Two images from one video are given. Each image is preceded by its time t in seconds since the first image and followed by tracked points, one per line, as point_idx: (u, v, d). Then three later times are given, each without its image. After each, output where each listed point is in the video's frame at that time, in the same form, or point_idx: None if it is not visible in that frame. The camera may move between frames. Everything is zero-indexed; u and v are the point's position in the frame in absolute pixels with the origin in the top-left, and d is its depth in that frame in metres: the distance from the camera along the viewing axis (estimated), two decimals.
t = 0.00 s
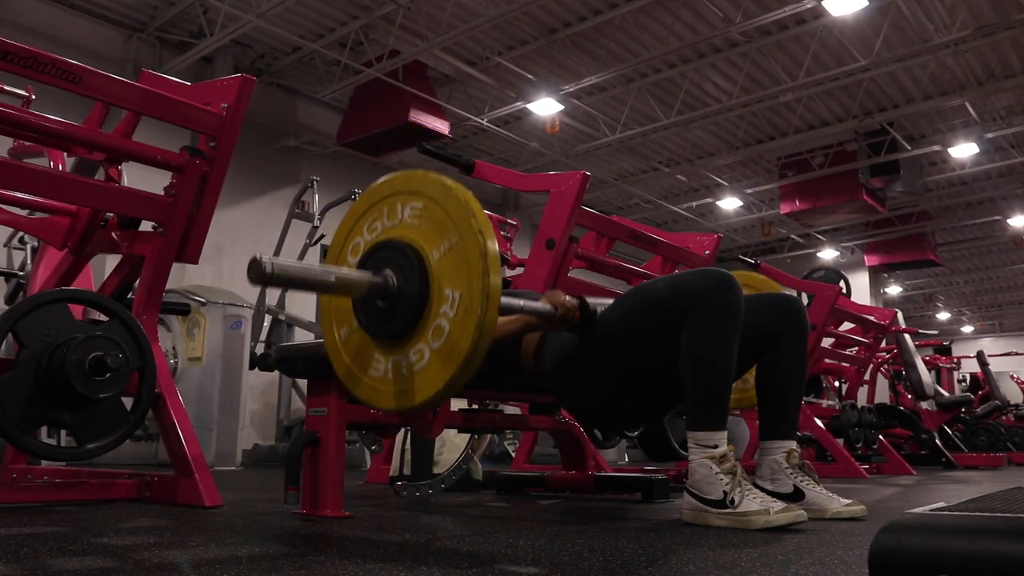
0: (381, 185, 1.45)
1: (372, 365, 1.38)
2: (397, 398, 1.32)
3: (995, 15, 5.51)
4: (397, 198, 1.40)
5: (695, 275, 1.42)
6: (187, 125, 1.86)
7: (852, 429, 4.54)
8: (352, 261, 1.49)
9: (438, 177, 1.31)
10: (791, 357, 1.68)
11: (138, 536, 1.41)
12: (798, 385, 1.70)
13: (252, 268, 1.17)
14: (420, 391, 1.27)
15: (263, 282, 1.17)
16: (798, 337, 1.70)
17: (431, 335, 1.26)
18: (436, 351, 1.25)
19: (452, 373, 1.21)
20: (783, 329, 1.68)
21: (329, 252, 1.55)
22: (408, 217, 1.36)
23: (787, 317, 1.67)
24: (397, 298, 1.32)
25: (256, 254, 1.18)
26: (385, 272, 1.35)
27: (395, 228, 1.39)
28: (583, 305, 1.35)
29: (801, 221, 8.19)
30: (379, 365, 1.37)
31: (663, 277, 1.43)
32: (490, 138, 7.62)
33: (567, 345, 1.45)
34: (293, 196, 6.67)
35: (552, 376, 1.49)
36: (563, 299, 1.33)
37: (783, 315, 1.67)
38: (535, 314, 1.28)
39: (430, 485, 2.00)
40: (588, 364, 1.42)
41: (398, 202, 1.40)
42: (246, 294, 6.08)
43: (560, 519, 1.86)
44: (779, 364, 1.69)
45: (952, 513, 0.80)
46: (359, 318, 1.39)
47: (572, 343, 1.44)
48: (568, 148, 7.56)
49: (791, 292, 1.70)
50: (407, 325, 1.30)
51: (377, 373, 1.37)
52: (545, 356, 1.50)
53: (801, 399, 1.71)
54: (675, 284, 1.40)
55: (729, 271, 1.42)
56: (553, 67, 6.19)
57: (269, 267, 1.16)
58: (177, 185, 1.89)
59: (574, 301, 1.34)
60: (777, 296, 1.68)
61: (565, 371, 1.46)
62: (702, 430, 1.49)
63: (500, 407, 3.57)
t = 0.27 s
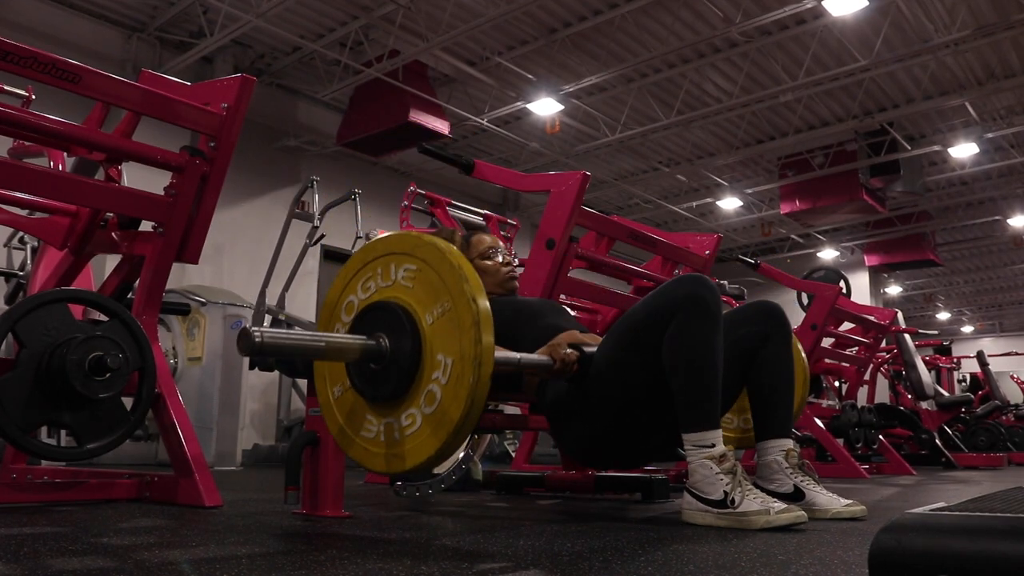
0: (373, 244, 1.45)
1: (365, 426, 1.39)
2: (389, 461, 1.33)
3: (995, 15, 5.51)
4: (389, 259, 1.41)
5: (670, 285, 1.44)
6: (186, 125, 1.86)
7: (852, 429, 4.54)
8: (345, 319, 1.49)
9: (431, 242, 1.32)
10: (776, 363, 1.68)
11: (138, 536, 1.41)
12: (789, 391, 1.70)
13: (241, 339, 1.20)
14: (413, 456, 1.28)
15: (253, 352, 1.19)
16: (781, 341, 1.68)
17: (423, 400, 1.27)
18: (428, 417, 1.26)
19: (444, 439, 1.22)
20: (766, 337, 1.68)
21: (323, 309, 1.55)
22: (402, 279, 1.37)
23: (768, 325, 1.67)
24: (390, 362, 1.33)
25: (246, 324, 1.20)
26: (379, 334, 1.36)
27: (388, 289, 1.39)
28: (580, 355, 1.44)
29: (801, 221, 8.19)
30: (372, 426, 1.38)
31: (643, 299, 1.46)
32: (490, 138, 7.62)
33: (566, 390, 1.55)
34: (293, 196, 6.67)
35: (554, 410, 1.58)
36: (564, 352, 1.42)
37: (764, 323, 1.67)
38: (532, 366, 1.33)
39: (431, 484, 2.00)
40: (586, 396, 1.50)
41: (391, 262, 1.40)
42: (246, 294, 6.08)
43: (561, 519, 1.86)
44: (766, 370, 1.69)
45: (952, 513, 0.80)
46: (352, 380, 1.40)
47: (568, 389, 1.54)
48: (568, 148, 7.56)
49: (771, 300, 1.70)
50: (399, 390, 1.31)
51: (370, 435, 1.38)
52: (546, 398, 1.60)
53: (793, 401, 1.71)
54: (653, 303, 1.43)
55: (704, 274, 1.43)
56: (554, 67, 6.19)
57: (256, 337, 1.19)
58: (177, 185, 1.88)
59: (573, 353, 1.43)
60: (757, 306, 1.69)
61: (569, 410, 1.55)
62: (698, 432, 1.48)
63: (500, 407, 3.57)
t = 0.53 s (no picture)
0: (371, 259, 1.45)
1: (350, 438, 1.41)
2: (370, 476, 1.36)
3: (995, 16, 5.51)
4: (385, 276, 1.41)
5: (649, 293, 1.46)
6: (187, 125, 1.86)
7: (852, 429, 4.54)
8: (339, 330, 1.49)
9: (428, 267, 1.32)
10: (763, 365, 1.68)
11: (138, 536, 1.41)
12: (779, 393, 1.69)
13: (231, 353, 1.19)
14: (393, 474, 1.31)
15: (241, 368, 1.18)
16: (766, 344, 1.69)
17: (407, 422, 1.30)
18: (411, 439, 1.29)
19: (424, 462, 1.25)
20: (750, 341, 1.68)
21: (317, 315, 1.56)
22: (396, 298, 1.37)
23: (753, 328, 1.68)
24: (378, 379, 1.35)
25: (234, 338, 1.19)
26: (371, 351, 1.37)
27: (382, 306, 1.40)
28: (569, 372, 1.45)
29: (801, 221, 8.19)
30: (357, 439, 1.40)
31: (624, 310, 1.49)
32: (490, 138, 7.62)
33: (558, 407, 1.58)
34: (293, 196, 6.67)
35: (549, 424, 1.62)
36: (555, 371, 1.43)
37: (748, 326, 1.69)
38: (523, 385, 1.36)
39: (431, 484, 2.00)
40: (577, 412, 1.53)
41: (387, 279, 1.40)
42: (246, 294, 6.09)
43: (560, 519, 1.86)
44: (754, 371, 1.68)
45: (953, 513, 0.81)
46: (341, 392, 1.41)
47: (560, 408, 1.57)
48: (568, 147, 7.56)
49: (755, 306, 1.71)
50: (384, 409, 1.33)
51: (354, 448, 1.40)
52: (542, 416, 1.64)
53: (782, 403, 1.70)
54: (634, 312, 1.46)
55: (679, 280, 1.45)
56: (554, 67, 6.19)
57: (246, 352, 1.17)
58: (177, 185, 1.89)
59: (565, 373, 1.44)
60: (740, 312, 1.70)
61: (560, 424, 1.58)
62: (692, 433, 1.47)
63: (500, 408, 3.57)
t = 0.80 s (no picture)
0: (378, 241, 1.45)
1: (355, 419, 1.42)
2: (374, 457, 1.36)
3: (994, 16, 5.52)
4: (392, 258, 1.41)
5: (659, 288, 1.46)
6: (187, 125, 1.86)
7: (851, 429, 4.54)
8: (345, 311, 1.50)
9: (436, 249, 1.32)
10: (774, 363, 1.69)
11: (139, 536, 1.41)
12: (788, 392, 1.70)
13: (236, 333, 1.18)
14: (398, 455, 1.31)
15: (246, 347, 1.18)
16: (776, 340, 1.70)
17: (412, 403, 1.30)
18: (416, 420, 1.29)
19: (429, 443, 1.25)
20: (761, 337, 1.69)
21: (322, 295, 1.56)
22: (403, 281, 1.37)
23: (765, 325, 1.70)
24: (383, 361, 1.35)
25: (240, 318, 1.18)
26: (377, 332, 1.37)
27: (389, 288, 1.40)
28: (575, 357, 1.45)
29: (801, 221, 8.19)
30: (360, 420, 1.40)
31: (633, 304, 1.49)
32: (489, 138, 7.63)
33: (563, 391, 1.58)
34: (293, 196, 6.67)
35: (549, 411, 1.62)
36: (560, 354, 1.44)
37: (757, 323, 1.70)
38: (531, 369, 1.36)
39: (432, 484, 2.00)
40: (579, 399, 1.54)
41: (394, 262, 1.41)
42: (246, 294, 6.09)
43: (560, 519, 1.86)
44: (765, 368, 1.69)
45: (952, 513, 0.81)
46: (346, 372, 1.41)
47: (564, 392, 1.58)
48: (568, 148, 7.57)
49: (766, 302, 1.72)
50: (389, 390, 1.34)
51: (358, 428, 1.41)
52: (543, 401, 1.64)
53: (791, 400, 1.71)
54: (642, 306, 1.47)
55: (691, 275, 1.45)
56: (554, 67, 6.19)
57: (251, 333, 1.17)
58: (177, 185, 1.89)
59: (570, 357, 1.45)
60: (751, 308, 1.71)
61: (561, 410, 1.58)
62: (696, 432, 1.48)
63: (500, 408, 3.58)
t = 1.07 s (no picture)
0: (382, 178, 1.43)
1: (365, 353, 1.38)
2: (385, 389, 1.32)
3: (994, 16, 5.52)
4: (396, 192, 1.39)
5: (692, 275, 1.42)
6: (187, 125, 1.86)
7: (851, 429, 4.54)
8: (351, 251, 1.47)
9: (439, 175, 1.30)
10: (794, 358, 1.69)
11: (139, 536, 1.41)
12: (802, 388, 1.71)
13: (245, 261, 1.19)
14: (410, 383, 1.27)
15: (255, 272, 1.19)
16: (801, 335, 1.69)
17: (422, 329, 1.26)
18: (425, 346, 1.25)
19: (439, 368, 1.21)
20: (786, 330, 1.68)
21: (328, 239, 1.54)
22: (407, 212, 1.35)
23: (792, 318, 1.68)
24: (391, 293, 1.32)
25: (248, 245, 1.19)
26: (384, 264, 1.34)
27: (393, 221, 1.37)
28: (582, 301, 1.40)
29: (801, 221, 8.19)
30: (370, 355, 1.37)
31: (657, 278, 1.42)
32: (489, 138, 7.63)
33: (570, 343, 1.42)
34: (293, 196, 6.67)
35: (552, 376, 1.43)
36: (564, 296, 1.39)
37: (787, 318, 1.67)
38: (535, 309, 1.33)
39: (431, 484, 2.00)
40: (585, 361, 1.40)
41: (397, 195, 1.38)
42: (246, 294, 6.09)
43: (561, 519, 1.86)
44: (783, 363, 1.69)
45: (953, 513, 0.81)
46: (353, 308, 1.39)
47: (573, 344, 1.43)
48: (567, 148, 7.57)
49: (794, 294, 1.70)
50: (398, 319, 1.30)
51: (368, 363, 1.37)
52: (544, 354, 1.45)
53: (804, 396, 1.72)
54: (670, 286, 1.40)
55: (727, 270, 1.42)
56: (554, 67, 6.19)
57: (260, 257, 1.18)
58: (177, 185, 1.89)
59: (575, 300, 1.40)
60: (779, 297, 1.68)
61: (562, 372, 1.42)
62: (703, 431, 1.50)
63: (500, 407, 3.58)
